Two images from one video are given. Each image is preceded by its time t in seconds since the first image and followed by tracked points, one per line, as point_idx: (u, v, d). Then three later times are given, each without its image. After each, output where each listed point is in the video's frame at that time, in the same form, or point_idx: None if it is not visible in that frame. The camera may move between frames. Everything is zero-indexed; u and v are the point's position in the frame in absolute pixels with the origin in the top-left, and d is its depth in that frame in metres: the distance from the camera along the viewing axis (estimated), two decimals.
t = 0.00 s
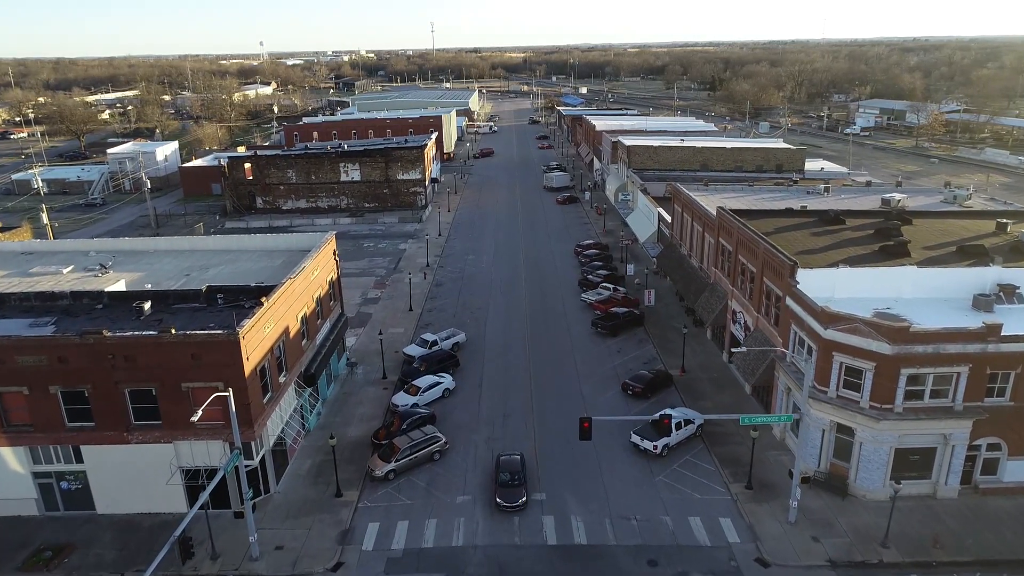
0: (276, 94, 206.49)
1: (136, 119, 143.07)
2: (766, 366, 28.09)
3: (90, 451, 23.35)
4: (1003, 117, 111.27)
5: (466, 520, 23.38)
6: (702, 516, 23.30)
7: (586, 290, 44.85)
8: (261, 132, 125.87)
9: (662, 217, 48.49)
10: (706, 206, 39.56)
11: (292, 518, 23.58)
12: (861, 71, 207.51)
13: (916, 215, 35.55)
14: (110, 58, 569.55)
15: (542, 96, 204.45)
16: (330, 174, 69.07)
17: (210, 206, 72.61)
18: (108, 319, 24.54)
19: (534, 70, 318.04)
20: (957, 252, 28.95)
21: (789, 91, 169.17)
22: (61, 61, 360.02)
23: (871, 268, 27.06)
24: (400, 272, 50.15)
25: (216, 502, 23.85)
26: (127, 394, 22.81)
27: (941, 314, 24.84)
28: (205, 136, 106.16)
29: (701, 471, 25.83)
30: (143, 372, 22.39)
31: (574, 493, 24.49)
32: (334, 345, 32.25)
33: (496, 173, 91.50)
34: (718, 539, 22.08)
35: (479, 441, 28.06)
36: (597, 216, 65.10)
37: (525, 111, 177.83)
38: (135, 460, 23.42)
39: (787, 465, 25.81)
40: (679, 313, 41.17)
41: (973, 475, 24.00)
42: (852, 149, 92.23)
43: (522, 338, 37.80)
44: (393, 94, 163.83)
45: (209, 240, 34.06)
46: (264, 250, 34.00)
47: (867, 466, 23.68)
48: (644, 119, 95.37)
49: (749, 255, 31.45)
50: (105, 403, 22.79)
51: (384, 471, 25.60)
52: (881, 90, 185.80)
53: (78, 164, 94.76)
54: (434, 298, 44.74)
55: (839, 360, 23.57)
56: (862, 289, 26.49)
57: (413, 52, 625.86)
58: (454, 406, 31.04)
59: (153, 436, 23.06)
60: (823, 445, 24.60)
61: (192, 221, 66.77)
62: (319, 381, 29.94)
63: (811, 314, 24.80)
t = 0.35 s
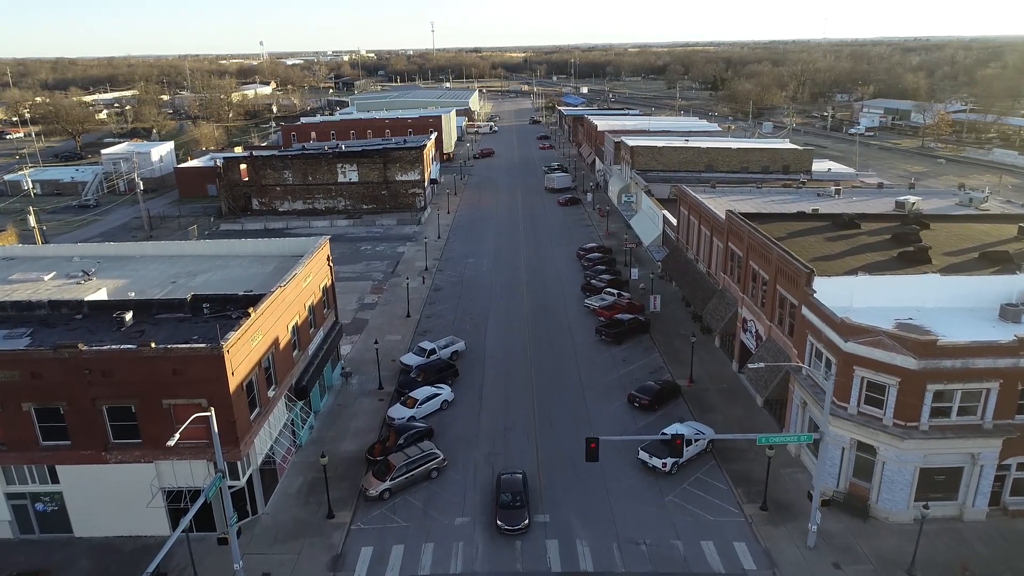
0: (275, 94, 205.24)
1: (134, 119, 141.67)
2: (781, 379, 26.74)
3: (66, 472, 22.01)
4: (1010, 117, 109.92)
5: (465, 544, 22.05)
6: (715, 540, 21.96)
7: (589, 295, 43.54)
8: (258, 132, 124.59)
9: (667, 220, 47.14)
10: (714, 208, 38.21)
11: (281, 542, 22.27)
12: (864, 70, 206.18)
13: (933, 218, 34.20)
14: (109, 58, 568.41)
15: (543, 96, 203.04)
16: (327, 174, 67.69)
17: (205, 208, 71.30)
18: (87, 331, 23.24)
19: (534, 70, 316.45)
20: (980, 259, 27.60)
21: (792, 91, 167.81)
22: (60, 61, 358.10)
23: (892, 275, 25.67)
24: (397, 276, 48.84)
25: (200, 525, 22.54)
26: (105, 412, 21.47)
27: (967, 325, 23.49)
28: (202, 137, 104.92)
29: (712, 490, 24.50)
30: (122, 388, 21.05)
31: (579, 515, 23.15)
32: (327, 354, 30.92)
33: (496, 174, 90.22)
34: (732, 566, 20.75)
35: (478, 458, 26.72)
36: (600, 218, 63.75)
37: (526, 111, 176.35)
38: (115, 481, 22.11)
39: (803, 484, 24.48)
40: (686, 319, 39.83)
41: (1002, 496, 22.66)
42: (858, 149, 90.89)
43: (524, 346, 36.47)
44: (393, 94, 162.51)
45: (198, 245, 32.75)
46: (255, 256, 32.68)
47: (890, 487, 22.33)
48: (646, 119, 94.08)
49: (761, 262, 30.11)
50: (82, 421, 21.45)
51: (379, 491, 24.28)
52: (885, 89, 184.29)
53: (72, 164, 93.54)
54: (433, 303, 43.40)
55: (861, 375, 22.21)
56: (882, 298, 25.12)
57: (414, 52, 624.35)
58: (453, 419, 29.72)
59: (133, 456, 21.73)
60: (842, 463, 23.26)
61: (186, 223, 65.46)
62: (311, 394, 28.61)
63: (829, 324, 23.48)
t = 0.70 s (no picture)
0: (274, 94, 203.83)
1: (130, 119, 140.34)
2: (796, 393, 25.43)
3: (39, 494, 20.67)
4: (1017, 117, 108.59)
5: (463, 571, 20.72)
6: (730, 567, 20.62)
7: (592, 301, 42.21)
8: (256, 132, 123.23)
9: (673, 222, 45.83)
10: (722, 211, 36.84)
11: (268, 569, 20.93)
12: (867, 70, 204.67)
13: (951, 222, 32.89)
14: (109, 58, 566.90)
15: (544, 95, 201.80)
16: (324, 175, 66.33)
17: (200, 209, 69.97)
18: (63, 345, 21.91)
19: (535, 70, 314.63)
20: (1005, 266, 26.27)
21: (795, 90, 166.47)
22: (58, 61, 356.42)
23: (914, 284, 24.33)
24: (395, 281, 47.50)
25: (182, 551, 21.23)
26: (81, 431, 20.12)
27: (996, 337, 22.15)
28: (199, 137, 103.59)
29: (726, 512, 23.16)
30: (98, 406, 19.72)
31: (585, 540, 21.82)
32: (321, 365, 29.61)
33: (497, 174, 88.89)
34: None
35: (478, 475, 25.38)
36: (603, 220, 62.40)
37: (526, 111, 174.74)
38: (91, 504, 20.77)
39: (821, 506, 23.14)
40: (693, 326, 38.51)
41: None
42: (864, 150, 89.56)
43: (526, 355, 35.14)
44: (392, 94, 161.20)
45: (186, 250, 31.43)
46: (245, 262, 31.36)
47: (916, 510, 20.99)
48: (648, 119, 92.78)
49: (774, 268, 28.77)
50: (55, 441, 20.09)
51: (372, 512, 22.96)
52: (888, 89, 182.86)
53: (67, 164, 92.24)
54: (431, 309, 42.06)
55: (885, 391, 20.87)
56: (904, 309, 23.77)
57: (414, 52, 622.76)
58: (452, 433, 28.39)
59: (110, 478, 20.40)
60: (864, 484, 21.94)
61: (180, 225, 64.14)
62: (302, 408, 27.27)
63: (849, 337, 22.13)
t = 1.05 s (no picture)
0: (273, 93, 202.41)
1: (127, 119, 139.10)
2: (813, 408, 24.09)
3: (9, 520, 19.35)
4: None
5: None
6: None
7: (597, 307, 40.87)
8: (254, 132, 121.88)
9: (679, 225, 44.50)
10: (731, 215, 35.48)
11: None
12: (870, 70, 203.18)
13: (971, 226, 31.56)
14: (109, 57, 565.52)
15: (545, 95, 200.29)
16: (321, 177, 65.01)
17: (194, 211, 68.67)
18: (37, 359, 20.60)
19: (535, 70, 313.22)
20: None
21: (798, 90, 165.06)
22: (58, 61, 352.98)
23: (939, 294, 22.98)
24: (393, 285, 46.18)
25: None
26: (52, 453, 18.79)
27: None
28: (195, 137, 102.30)
29: (740, 535, 21.82)
30: (71, 427, 18.38)
31: (592, 568, 20.47)
32: (313, 376, 28.28)
33: (497, 175, 87.61)
34: None
35: (478, 496, 24.05)
36: (606, 222, 61.02)
37: (527, 111, 173.23)
38: (64, 530, 19.44)
39: (842, 529, 21.81)
40: (701, 333, 37.18)
41: None
42: (870, 150, 88.18)
43: (527, 365, 33.82)
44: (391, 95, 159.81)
45: (173, 257, 30.11)
46: (235, 268, 30.04)
47: (945, 536, 19.66)
48: (651, 119, 91.48)
49: (788, 275, 27.44)
50: (25, 464, 18.75)
51: (366, 536, 21.61)
52: (892, 89, 181.35)
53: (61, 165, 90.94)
54: (430, 316, 40.71)
55: (912, 410, 19.53)
56: (929, 320, 22.43)
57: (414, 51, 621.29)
58: (450, 449, 27.08)
59: (85, 503, 19.07)
60: (888, 508, 20.63)
61: (174, 227, 62.80)
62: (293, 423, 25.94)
63: (872, 350, 20.74)
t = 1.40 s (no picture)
0: (271, 93, 201.10)
1: (124, 120, 137.85)
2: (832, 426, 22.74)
3: None
4: None
5: None
6: None
7: (601, 313, 39.52)
8: (252, 133, 120.49)
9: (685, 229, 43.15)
10: (741, 219, 34.13)
11: None
12: (873, 70, 201.68)
13: (992, 231, 30.20)
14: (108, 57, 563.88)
15: (546, 95, 198.94)
16: (318, 178, 63.70)
17: (189, 212, 67.35)
18: (6, 376, 19.28)
19: (535, 70, 311.75)
20: None
21: (801, 89, 163.61)
22: (58, 61, 352.36)
23: (967, 305, 21.61)
24: (390, 290, 44.87)
25: None
26: (20, 478, 17.48)
27: None
28: (192, 137, 100.99)
29: (757, 562, 20.48)
30: (38, 451, 17.06)
31: None
32: (305, 389, 26.95)
33: (498, 176, 86.27)
34: None
35: (477, 518, 22.70)
36: (609, 225, 59.66)
37: (528, 111, 171.91)
38: (34, 559, 18.13)
39: (865, 555, 20.47)
40: (709, 341, 35.83)
41: None
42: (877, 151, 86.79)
43: (529, 375, 32.49)
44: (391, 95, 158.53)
45: (158, 263, 28.76)
46: (223, 275, 28.69)
47: (979, 567, 18.27)
48: (654, 119, 90.16)
49: (803, 283, 26.10)
50: None
51: (358, 564, 20.22)
52: (895, 89, 179.88)
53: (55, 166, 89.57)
54: (428, 323, 39.38)
55: (943, 431, 18.18)
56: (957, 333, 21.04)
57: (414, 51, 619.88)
58: (448, 466, 25.74)
59: (55, 531, 17.75)
60: (916, 535, 19.30)
61: (167, 229, 61.50)
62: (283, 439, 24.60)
63: (899, 366, 19.40)
